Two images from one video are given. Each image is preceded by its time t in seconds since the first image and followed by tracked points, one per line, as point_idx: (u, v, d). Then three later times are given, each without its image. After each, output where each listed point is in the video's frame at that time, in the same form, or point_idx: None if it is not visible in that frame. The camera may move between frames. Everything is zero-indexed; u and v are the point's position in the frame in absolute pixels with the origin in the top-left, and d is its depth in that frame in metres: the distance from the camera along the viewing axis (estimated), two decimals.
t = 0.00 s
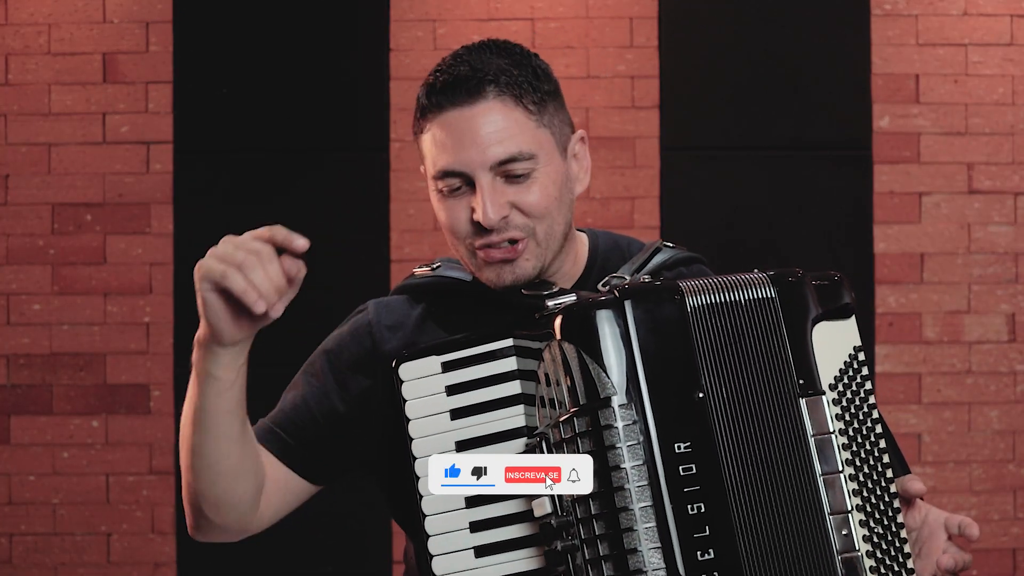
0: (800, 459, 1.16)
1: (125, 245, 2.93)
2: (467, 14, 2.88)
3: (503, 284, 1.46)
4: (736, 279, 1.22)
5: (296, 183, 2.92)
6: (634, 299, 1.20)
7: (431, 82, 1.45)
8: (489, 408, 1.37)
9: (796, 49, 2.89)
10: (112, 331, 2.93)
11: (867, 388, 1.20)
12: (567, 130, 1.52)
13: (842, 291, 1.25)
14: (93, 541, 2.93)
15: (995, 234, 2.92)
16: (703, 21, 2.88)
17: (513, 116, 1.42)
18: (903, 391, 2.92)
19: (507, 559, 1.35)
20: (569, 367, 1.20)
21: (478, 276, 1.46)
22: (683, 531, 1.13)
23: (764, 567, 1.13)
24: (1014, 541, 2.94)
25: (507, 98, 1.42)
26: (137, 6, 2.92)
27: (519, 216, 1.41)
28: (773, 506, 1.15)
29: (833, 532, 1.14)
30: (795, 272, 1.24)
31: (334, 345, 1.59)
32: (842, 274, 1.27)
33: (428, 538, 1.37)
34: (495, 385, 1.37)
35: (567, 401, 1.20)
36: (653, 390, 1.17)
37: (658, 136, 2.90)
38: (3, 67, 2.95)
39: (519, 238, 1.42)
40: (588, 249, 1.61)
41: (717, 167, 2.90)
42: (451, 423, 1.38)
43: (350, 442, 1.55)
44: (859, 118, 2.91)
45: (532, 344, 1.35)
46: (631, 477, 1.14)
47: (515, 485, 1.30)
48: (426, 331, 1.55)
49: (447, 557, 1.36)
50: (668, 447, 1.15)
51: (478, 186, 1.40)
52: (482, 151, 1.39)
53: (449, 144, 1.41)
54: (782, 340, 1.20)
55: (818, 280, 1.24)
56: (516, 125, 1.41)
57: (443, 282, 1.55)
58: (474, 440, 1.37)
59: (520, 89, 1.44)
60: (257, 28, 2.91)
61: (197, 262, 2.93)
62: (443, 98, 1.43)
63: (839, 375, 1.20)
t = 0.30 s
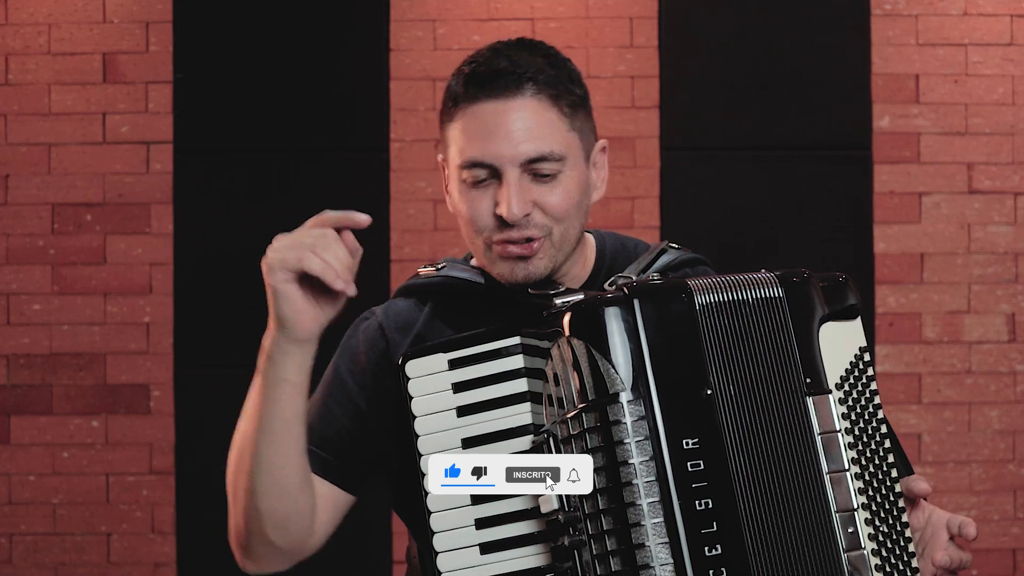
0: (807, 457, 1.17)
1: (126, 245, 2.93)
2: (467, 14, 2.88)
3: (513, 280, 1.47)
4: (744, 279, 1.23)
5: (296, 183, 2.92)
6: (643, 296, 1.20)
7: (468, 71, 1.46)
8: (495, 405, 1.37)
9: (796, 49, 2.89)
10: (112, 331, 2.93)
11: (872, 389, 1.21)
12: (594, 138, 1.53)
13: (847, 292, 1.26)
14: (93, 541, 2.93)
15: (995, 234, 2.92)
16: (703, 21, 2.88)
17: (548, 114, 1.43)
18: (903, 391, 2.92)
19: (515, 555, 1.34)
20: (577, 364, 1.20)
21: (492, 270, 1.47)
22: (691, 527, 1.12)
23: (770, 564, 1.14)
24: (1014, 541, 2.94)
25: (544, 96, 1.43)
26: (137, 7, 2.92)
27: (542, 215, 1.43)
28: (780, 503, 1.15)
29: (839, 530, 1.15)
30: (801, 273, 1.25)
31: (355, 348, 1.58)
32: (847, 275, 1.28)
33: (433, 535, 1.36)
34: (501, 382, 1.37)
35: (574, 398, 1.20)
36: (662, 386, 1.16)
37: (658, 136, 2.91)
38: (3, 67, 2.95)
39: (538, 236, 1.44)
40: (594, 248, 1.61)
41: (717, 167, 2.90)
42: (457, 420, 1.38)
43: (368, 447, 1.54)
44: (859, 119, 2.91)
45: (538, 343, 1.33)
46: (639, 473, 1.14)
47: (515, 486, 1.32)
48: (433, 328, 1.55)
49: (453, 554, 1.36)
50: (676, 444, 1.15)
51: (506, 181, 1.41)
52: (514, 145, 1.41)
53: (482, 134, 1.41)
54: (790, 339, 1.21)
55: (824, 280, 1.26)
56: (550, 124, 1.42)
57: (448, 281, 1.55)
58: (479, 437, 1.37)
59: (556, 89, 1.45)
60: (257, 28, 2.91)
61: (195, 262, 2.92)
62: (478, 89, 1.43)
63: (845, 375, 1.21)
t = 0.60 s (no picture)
0: (815, 453, 1.16)
1: (125, 245, 2.93)
2: (467, 14, 2.88)
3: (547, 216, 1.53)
4: (755, 278, 1.24)
5: (296, 183, 2.92)
6: (655, 291, 1.20)
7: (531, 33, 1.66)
8: (504, 398, 1.36)
9: (796, 49, 2.89)
10: (113, 331, 2.93)
11: (879, 391, 1.21)
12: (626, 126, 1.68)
13: (855, 294, 1.26)
14: (93, 541, 2.93)
15: (995, 234, 2.93)
16: (703, 21, 2.89)
17: (597, 71, 1.59)
18: (903, 391, 2.92)
19: (522, 546, 1.34)
20: (591, 354, 1.21)
21: (526, 200, 1.54)
22: (701, 517, 1.12)
23: (778, 558, 1.13)
24: (1014, 541, 2.94)
25: (596, 56, 1.61)
26: (137, 6, 2.92)
27: (586, 150, 1.53)
28: (788, 498, 1.15)
29: (846, 526, 1.14)
30: (810, 273, 1.26)
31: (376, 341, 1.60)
32: (854, 279, 1.28)
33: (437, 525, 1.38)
34: (510, 374, 1.37)
35: (586, 389, 1.21)
36: (673, 377, 1.16)
37: (658, 136, 2.90)
38: (3, 67, 2.95)
39: (578, 169, 1.53)
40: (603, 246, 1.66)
41: (717, 167, 2.90)
42: (465, 412, 1.39)
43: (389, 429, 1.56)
44: (859, 119, 2.91)
45: (549, 339, 1.31)
46: (649, 462, 1.14)
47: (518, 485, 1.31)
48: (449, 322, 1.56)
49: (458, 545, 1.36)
50: (687, 435, 1.15)
51: (557, 113, 1.55)
52: (568, 83, 1.56)
53: (537, 72, 1.58)
54: (800, 337, 1.21)
55: (832, 281, 1.26)
56: (599, 77, 1.59)
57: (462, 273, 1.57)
58: (488, 429, 1.37)
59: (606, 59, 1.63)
60: (257, 28, 2.91)
61: (196, 262, 2.92)
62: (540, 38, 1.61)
63: (853, 375, 1.21)
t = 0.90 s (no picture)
0: (823, 454, 1.17)
1: (125, 245, 2.93)
2: (467, 14, 2.88)
3: (555, 214, 1.51)
4: (764, 280, 1.24)
5: (296, 183, 2.92)
6: (666, 292, 1.21)
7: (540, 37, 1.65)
8: (513, 397, 1.36)
9: (796, 49, 2.89)
10: (113, 331, 2.93)
11: (885, 394, 1.22)
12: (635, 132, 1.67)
13: (862, 297, 1.26)
14: (93, 541, 2.93)
15: (995, 234, 2.92)
16: (703, 21, 2.89)
17: (607, 75, 1.59)
18: (903, 391, 2.91)
19: (531, 545, 1.33)
20: (601, 355, 1.21)
21: (534, 202, 1.51)
22: (709, 517, 1.12)
23: (786, 558, 1.13)
24: (1014, 541, 2.93)
25: (605, 61, 1.61)
26: (137, 7, 2.92)
27: (594, 152, 1.52)
28: (796, 499, 1.15)
29: (853, 527, 1.15)
30: (817, 277, 1.27)
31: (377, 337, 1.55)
32: (862, 282, 1.28)
33: (444, 523, 1.35)
34: (519, 374, 1.37)
35: (596, 388, 1.21)
36: (683, 377, 1.17)
37: (659, 136, 2.90)
38: (3, 67, 2.95)
39: (586, 171, 1.51)
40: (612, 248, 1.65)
41: (717, 167, 2.90)
42: (474, 411, 1.37)
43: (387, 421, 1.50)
44: (859, 119, 2.91)
45: (558, 339, 1.33)
46: (659, 462, 1.14)
47: (517, 486, 1.33)
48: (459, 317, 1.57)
49: (464, 544, 1.35)
50: (696, 435, 1.15)
51: (565, 116, 1.54)
52: (576, 87, 1.55)
53: (547, 75, 1.56)
54: (808, 338, 1.21)
55: (841, 284, 1.26)
56: (608, 81, 1.58)
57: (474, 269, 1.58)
58: (496, 428, 1.36)
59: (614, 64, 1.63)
60: (258, 28, 2.91)
61: (196, 262, 2.92)
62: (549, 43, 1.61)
63: (860, 378, 1.21)
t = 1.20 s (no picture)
0: (827, 457, 1.17)
1: (125, 245, 2.93)
2: (467, 14, 2.88)
3: (555, 238, 1.44)
4: (768, 281, 1.24)
5: (296, 183, 2.92)
6: (669, 293, 1.20)
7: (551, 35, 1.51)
8: (515, 398, 1.36)
9: (796, 50, 2.89)
10: (113, 331, 2.93)
11: (889, 396, 1.22)
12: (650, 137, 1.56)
13: (866, 299, 1.26)
14: (93, 541, 2.93)
15: (995, 234, 2.93)
16: (703, 22, 2.88)
17: (618, 84, 1.46)
18: (903, 391, 2.92)
19: (534, 547, 1.34)
20: (604, 357, 1.20)
21: (532, 225, 1.45)
22: (713, 520, 1.12)
23: (789, 561, 1.13)
24: (1014, 541, 2.93)
25: (617, 69, 1.48)
26: (137, 6, 2.92)
27: (598, 175, 1.42)
28: (800, 502, 1.15)
29: (856, 530, 1.15)
30: (821, 278, 1.26)
31: (374, 353, 1.53)
32: (865, 283, 1.28)
33: (447, 525, 1.36)
34: (521, 375, 1.37)
35: (599, 391, 1.20)
36: (687, 380, 1.16)
37: (658, 136, 2.90)
38: (3, 67, 2.95)
39: (589, 196, 1.42)
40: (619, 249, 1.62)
41: (717, 167, 2.90)
42: (476, 412, 1.37)
43: (387, 442, 1.49)
44: (858, 119, 2.91)
45: (561, 340, 1.32)
46: (662, 465, 1.14)
47: (521, 486, 1.33)
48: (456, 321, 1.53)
49: (467, 545, 1.35)
50: (700, 438, 1.15)
51: (569, 134, 1.43)
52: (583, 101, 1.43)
53: (553, 87, 1.44)
54: (813, 342, 1.21)
55: (844, 285, 1.26)
56: (619, 90, 1.46)
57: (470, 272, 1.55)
58: (499, 429, 1.36)
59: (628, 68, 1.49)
60: (257, 28, 2.91)
61: (196, 262, 2.92)
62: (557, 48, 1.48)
63: (864, 380, 1.22)
